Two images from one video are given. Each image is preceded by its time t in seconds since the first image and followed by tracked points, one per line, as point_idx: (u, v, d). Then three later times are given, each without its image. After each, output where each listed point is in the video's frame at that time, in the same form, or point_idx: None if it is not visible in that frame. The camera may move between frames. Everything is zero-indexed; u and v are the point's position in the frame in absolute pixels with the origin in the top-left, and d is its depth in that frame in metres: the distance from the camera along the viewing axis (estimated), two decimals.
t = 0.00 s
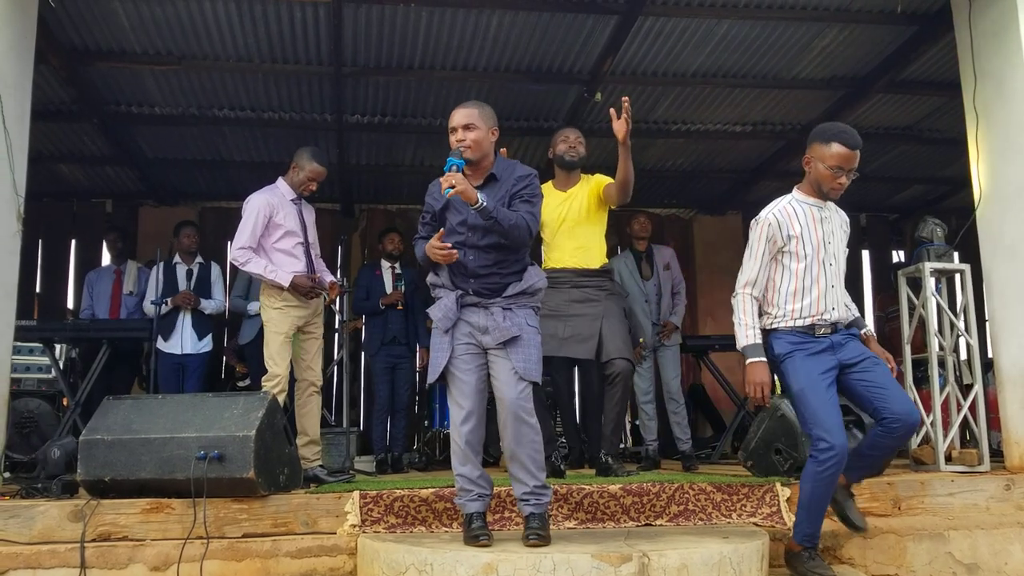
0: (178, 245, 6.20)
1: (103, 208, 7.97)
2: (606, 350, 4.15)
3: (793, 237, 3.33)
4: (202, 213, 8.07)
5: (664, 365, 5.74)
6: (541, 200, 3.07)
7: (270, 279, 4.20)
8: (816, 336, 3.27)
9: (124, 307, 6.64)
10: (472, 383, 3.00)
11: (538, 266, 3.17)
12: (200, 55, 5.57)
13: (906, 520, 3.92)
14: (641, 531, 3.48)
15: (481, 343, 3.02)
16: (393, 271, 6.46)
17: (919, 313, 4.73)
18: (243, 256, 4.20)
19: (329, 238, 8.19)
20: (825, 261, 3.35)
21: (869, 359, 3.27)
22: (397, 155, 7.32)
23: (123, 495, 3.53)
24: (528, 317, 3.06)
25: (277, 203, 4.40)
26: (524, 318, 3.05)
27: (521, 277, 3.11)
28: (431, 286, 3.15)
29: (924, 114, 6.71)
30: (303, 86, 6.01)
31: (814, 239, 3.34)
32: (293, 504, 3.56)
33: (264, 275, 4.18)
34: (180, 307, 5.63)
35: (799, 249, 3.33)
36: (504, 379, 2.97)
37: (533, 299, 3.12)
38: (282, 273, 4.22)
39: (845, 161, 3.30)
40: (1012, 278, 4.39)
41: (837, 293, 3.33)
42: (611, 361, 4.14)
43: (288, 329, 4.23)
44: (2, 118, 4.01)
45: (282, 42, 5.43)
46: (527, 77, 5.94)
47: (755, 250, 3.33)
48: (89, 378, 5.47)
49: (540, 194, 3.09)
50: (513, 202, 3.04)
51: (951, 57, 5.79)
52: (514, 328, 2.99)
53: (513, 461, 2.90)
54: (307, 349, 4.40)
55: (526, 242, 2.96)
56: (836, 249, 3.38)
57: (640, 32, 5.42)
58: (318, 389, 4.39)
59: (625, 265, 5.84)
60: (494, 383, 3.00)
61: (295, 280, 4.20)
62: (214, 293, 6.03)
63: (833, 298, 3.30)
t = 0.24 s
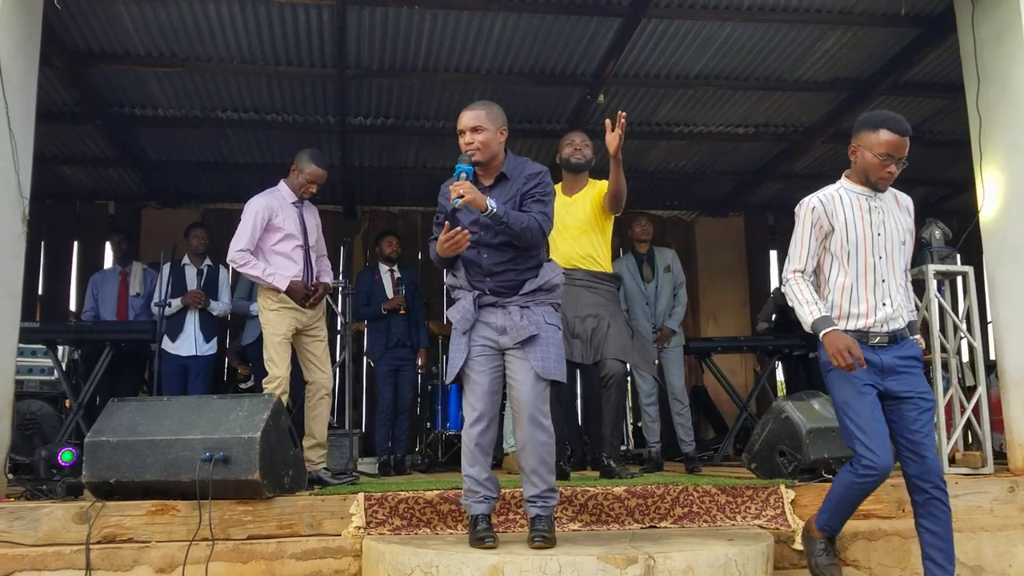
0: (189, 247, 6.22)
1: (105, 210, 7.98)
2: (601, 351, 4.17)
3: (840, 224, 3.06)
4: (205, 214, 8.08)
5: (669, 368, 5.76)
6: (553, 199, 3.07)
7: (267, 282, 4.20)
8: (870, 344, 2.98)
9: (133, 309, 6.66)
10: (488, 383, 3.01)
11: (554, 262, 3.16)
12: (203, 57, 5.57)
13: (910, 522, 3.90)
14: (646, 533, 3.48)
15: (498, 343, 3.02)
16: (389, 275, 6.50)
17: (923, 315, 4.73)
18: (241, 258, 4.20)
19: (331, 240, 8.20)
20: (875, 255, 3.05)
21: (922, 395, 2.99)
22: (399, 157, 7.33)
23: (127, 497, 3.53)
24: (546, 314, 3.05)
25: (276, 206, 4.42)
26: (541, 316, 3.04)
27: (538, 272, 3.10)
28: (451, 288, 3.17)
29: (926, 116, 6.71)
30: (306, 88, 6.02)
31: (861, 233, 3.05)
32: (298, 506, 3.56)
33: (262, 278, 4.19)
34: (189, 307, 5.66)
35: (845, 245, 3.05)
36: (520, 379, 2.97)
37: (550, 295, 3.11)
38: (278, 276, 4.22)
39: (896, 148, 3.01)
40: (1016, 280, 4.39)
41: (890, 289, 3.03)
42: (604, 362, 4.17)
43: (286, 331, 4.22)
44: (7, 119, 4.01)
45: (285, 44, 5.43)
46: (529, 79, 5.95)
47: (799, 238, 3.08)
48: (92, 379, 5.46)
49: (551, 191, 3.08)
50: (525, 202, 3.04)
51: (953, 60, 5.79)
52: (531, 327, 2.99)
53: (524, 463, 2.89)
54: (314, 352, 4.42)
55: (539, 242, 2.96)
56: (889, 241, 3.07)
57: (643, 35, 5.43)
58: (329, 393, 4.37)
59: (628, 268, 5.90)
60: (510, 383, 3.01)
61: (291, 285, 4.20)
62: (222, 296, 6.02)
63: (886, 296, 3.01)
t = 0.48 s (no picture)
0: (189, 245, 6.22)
1: (104, 206, 7.97)
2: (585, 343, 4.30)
3: (892, 229, 2.84)
4: (204, 211, 8.07)
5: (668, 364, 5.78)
6: (561, 192, 3.05)
7: (257, 275, 4.22)
8: (927, 353, 2.78)
9: (133, 306, 6.66)
10: (502, 379, 3.03)
11: (568, 256, 3.13)
12: (204, 54, 5.57)
13: (909, 521, 3.90)
14: (645, 531, 3.49)
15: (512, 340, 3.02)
16: (389, 273, 6.49)
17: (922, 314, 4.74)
18: (235, 250, 4.25)
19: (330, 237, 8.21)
20: (935, 261, 2.81)
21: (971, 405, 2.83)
22: (399, 155, 7.33)
23: (127, 494, 3.53)
24: (561, 311, 3.02)
25: (276, 200, 4.43)
26: (555, 312, 3.01)
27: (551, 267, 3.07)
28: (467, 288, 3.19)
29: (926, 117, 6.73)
30: (307, 85, 6.02)
31: (920, 236, 2.82)
32: (298, 502, 3.57)
33: (252, 271, 4.21)
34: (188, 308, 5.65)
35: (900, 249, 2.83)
36: (534, 376, 2.98)
37: (565, 291, 3.08)
38: (270, 270, 4.23)
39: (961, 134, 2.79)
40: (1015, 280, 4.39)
41: (950, 298, 2.79)
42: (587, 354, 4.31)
43: (276, 327, 4.23)
44: (8, 115, 4.00)
45: (285, 41, 5.42)
46: (530, 78, 5.95)
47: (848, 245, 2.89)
48: (91, 375, 5.46)
49: (559, 186, 3.07)
50: (533, 198, 3.03)
51: (954, 60, 5.80)
52: (545, 324, 2.97)
53: (531, 461, 2.91)
54: (310, 347, 4.42)
55: (547, 237, 2.95)
56: (949, 247, 2.83)
57: (644, 34, 5.44)
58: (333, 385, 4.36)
59: (627, 266, 5.93)
60: (524, 379, 3.01)
61: (282, 282, 4.20)
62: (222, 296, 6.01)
63: (944, 305, 2.78)
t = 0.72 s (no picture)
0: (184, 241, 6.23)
1: (106, 204, 7.97)
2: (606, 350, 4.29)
3: (952, 240, 2.55)
4: (205, 209, 8.08)
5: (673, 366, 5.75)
6: (553, 184, 3.00)
7: (263, 275, 4.23)
8: (998, 380, 2.47)
9: (127, 302, 6.66)
10: (504, 379, 3.04)
11: (570, 255, 3.07)
12: (206, 52, 5.57)
13: (907, 525, 3.91)
14: (643, 533, 3.49)
15: (511, 342, 3.02)
16: (395, 271, 6.50)
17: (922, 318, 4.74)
18: (241, 249, 4.27)
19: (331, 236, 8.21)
20: (999, 273, 2.53)
21: None
22: (400, 154, 7.33)
23: (126, 491, 3.53)
24: (557, 313, 2.97)
25: (282, 200, 4.44)
26: (551, 314, 2.96)
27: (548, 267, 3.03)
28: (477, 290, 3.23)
29: (928, 120, 6.72)
30: (308, 84, 6.02)
31: (980, 245, 2.53)
32: (296, 501, 3.57)
33: (256, 270, 4.23)
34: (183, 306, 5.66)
35: (960, 261, 2.54)
36: (531, 378, 2.96)
37: (564, 292, 3.02)
38: (275, 269, 4.23)
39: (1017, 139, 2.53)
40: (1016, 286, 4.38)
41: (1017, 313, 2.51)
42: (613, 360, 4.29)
43: (276, 324, 4.24)
44: (9, 112, 4.01)
45: (287, 40, 5.42)
46: (532, 78, 5.95)
47: (895, 259, 2.63)
48: (91, 373, 5.46)
49: (551, 178, 3.03)
50: (525, 193, 3.00)
51: (956, 64, 5.80)
52: (537, 326, 2.93)
53: (528, 463, 2.92)
54: (308, 347, 4.43)
55: (535, 233, 2.92)
56: (1012, 256, 2.56)
57: (646, 36, 5.44)
58: (326, 386, 4.35)
59: (634, 265, 5.92)
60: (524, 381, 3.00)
61: (284, 280, 4.20)
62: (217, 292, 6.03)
63: (1012, 321, 2.49)
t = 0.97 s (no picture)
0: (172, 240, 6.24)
1: (102, 202, 7.97)
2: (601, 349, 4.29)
3: (1001, 250, 2.22)
4: (201, 208, 8.08)
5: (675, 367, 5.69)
6: (508, 180, 2.99)
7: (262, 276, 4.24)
8: None
9: (121, 300, 6.65)
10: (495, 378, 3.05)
11: (541, 253, 3.02)
12: (200, 51, 5.57)
13: (897, 524, 3.92)
14: (633, 532, 3.49)
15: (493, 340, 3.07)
16: (395, 271, 6.45)
17: (915, 317, 4.73)
18: (240, 251, 4.28)
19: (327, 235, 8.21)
20: None
21: None
22: (396, 153, 7.33)
23: (116, 489, 3.53)
24: (524, 309, 2.96)
25: (277, 200, 4.44)
26: (519, 311, 2.97)
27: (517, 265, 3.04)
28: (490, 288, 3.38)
29: (924, 119, 6.72)
30: (303, 83, 6.02)
31: None
32: (287, 500, 3.57)
33: (255, 271, 4.24)
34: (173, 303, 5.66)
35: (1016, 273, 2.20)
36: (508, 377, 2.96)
37: (534, 288, 2.99)
38: (276, 268, 4.24)
39: None
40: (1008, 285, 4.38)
41: None
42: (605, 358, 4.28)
43: (275, 323, 4.23)
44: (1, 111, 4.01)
45: (281, 38, 5.42)
46: (527, 76, 5.95)
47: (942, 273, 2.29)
48: (85, 371, 5.47)
49: (511, 174, 3.01)
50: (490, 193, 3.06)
51: (952, 62, 5.78)
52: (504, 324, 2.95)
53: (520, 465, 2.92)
54: (308, 345, 4.42)
55: (489, 233, 2.99)
56: None
57: (641, 34, 5.43)
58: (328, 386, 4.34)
59: (640, 265, 5.99)
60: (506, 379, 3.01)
61: (284, 279, 4.21)
62: (208, 287, 6.04)
63: None
